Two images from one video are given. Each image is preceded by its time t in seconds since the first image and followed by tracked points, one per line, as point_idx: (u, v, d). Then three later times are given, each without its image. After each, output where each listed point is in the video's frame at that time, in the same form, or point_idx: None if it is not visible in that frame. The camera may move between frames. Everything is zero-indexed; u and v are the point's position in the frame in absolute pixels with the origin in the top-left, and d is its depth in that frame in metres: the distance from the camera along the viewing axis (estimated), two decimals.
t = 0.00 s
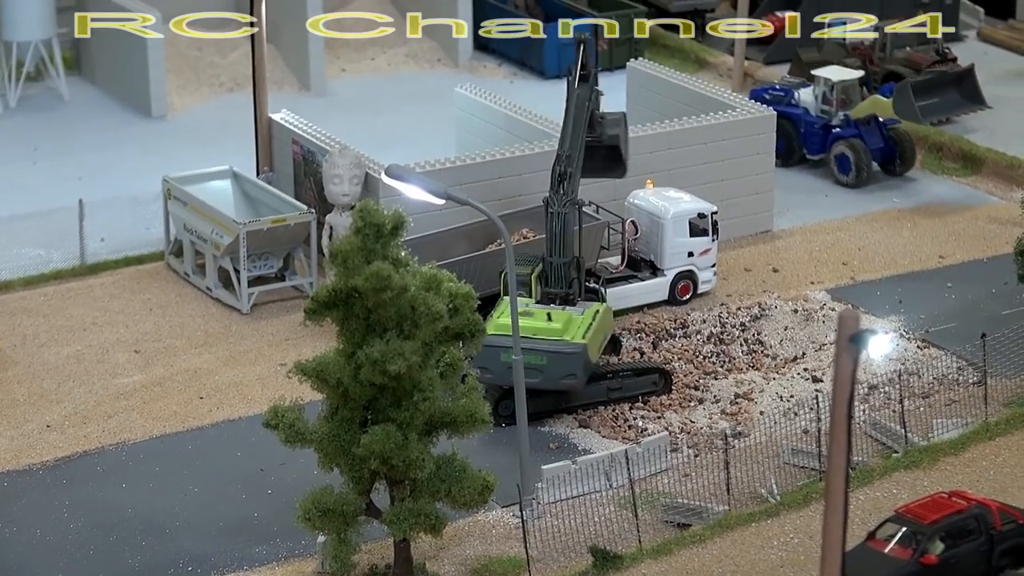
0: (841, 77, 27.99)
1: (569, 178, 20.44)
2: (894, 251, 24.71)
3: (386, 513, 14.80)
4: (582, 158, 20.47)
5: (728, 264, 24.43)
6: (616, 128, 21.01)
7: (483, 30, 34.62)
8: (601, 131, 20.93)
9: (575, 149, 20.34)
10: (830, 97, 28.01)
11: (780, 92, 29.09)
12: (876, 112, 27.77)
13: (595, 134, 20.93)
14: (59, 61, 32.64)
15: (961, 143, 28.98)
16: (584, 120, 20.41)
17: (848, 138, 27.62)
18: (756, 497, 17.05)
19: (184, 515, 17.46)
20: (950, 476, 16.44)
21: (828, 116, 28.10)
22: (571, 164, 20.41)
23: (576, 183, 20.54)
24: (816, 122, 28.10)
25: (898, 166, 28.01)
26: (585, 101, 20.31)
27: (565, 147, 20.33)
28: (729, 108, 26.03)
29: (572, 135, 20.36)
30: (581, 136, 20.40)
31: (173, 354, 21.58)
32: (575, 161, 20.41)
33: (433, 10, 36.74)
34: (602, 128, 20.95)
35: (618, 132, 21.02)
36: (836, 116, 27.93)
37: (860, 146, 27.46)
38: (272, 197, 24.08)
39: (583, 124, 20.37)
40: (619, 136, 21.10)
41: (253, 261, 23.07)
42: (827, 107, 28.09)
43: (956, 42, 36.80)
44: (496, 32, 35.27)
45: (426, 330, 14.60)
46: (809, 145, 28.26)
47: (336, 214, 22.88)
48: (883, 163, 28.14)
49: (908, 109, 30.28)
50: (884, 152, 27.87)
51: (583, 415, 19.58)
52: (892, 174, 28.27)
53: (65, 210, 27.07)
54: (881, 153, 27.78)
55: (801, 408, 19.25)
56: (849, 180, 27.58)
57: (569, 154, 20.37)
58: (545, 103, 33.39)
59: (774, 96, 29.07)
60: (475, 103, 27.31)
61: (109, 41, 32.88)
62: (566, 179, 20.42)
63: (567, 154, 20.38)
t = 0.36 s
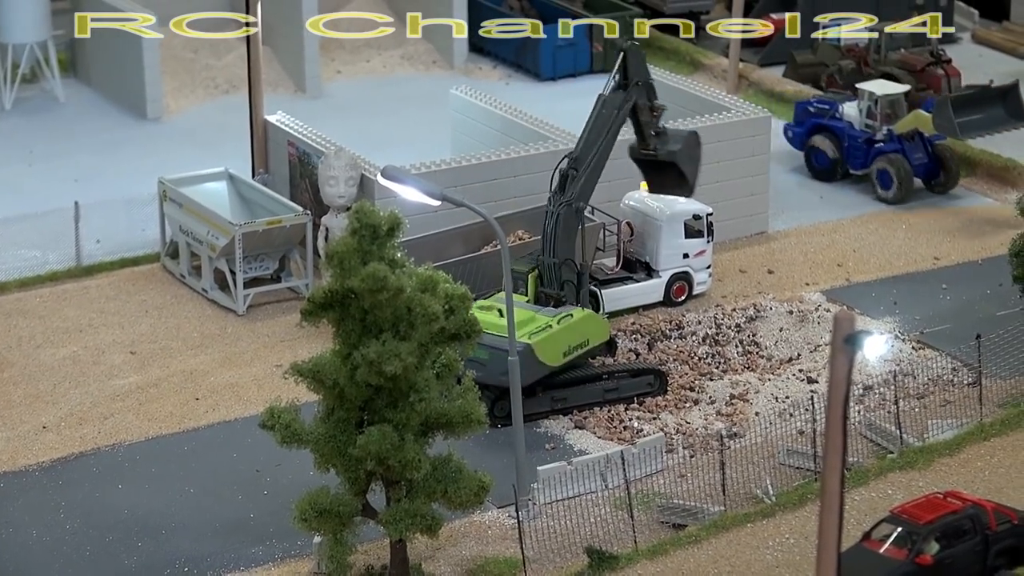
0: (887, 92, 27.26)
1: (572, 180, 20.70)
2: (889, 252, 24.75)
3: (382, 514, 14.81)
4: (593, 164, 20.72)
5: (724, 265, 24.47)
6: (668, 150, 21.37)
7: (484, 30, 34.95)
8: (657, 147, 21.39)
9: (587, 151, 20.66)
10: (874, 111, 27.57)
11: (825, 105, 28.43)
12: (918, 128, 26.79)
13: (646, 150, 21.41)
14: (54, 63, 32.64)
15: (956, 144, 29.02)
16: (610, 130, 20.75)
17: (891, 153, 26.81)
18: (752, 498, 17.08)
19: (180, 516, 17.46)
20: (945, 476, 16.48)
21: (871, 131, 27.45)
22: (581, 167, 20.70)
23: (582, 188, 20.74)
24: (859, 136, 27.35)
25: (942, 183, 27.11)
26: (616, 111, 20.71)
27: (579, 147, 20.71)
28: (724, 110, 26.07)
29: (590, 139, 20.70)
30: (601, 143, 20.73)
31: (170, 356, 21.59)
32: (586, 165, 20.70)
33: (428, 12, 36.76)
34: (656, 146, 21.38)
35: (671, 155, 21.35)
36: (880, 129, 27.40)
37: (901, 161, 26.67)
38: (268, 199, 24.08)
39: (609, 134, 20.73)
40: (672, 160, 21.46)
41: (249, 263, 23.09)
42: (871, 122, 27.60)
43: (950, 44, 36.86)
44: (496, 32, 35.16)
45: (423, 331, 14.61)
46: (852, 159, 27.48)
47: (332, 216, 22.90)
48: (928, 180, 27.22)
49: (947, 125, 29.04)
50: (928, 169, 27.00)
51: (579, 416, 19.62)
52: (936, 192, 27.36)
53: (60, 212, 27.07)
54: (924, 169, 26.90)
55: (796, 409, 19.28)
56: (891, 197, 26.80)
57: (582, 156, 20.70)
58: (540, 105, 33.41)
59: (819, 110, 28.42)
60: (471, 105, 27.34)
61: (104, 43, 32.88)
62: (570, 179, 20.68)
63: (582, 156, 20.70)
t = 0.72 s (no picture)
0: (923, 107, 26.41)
1: (584, 186, 20.59)
2: (876, 256, 24.85)
3: (371, 517, 14.84)
4: (609, 177, 20.61)
5: (712, 269, 24.55)
6: (711, 203, 20.70)
7: (481, 31, 34.89)
8: (700, 196, 20.72)
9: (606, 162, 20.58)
10: (910, 128, 26.58)
11: (861, 122, 27.63)
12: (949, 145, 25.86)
13: (690, 201, 20.78)
14: (43, 68, 32.64)
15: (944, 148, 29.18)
16: (639, 152, 20.66)
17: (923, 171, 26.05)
18: (739, 501, 17.15)
19: (169, 520, 17.48)
20: (931, 479, 16.54)
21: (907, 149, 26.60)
22: (597, 176, 20.62)
23: (592, 197, 20.56)
24: (894, 153, 26.62)
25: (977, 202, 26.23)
26: (651, 137, 20.63)
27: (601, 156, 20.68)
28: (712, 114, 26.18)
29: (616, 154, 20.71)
30: (624, 160, 20.65)
31: (159, 360, 21.61)
32: (602, 176, 20.61)
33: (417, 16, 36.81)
34: (698, 198, 20.72)
35: (712, 207, 20.71)
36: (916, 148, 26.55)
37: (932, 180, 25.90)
38: (257, 203, 24.14)
39: (636, 154, 20.65)
40: (714, 213, 20.79)
41: (238, 267, 23.12)
42: (907, 138, 26.67)
43: (938, 48, 37.00)
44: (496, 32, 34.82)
45: (411, 335, 14.64)
46: (887, 177, 26.80)
47: (321, 220, 22.95)
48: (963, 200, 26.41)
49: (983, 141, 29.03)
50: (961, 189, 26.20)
51: (566, 419, 19.69)
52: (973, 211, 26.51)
53: (49, 216, 27.07)
54: (955, 188, 26.02)
55: (784, 412, 19.35)
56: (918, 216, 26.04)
57: (602, 167, 20.67)
58: (529, 110, 33.47)
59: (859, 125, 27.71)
60: (459, 109, 27.40)
61: (94, 47, 32.88)
62: (582, 184, 20.58)
63: (601, 166, 20.65)
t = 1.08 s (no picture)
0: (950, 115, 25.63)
1: (585, 186, 20.85)
2: (855, 249, 24.93)
3: (350, 507, 14.86)
4: (610, 184, 20.95)
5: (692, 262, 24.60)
6: (707, 235, 21.77)
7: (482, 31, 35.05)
8: (697, 228, 21.79)
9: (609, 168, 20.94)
10: (933, 136, 25.70)
11: (890, 129, 26.81)
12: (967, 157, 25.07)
13: (687, 232, 21.85)
14: (23, 64, 32.55)
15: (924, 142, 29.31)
16: (643, 168, 21.15)
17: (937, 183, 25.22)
18: (718, 490, 17.21)
19: (148, 511, 17.46)
20: (910, 468, 16.56)
21: (928, 158, 25.75)
22: (599, 181, 20.96)
23: (591, 198, 20.82)
24: (915, 162, 25.82)
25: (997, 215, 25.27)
26: (656, 157, 21.24)
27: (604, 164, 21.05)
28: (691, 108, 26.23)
29: (620, 167, 21.16)
30: (627, 172, 21.09)
31: (139, 353, 21.57)
32: (603, 182, 20.95)
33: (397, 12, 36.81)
34: (695, 229, 21.78)
35: (708, 239, 21.78)
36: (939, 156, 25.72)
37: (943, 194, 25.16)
38: (236, 197, 24.13)
39: (640, 169, 21.11)
40: (708, 246, 21.85)
41: (218, 261, 23.10)
42: (929, 146, 25.78)
43: (918, 43, 37.13)
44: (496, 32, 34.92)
45: (390, 326, 14.65)
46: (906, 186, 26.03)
47: (300, 213, 22.93)
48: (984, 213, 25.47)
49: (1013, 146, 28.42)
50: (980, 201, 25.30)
51: (546, 411, 19.73)
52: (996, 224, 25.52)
53: (30, 212, 27.00)
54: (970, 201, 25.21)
55: (763, 403, 19.42)
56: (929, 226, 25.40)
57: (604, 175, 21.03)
58: (510, 105, 33.51)
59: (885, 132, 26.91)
60: (439, 104, 27.40)
61: (74, 44, 32.79)
62: (583, 184, 20.85)
63: (604, 171, 21.00)
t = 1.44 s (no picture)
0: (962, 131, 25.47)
1: (582, 199, 20.80)
2: (833, 245, 24.97)
3: (328, 503, 14.84)
4: (605, 201, 20.93)
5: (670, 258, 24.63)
6: (693, 278, 21.38)
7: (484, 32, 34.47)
8: (683, 270, 21.45)
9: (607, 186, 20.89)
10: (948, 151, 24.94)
11: (908, 139, 25.95)
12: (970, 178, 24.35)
13: (673, 274, 21.51)
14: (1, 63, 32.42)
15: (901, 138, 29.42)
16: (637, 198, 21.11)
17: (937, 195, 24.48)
18: (696, 485, 17.24)
19: (127, 509, 17.40)
20: (887, 462, 16.57)
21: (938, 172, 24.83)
22: (596, 196, 20.93)
23: (586, 208, 20.79)
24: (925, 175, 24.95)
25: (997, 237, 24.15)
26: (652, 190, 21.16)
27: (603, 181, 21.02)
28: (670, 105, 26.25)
29: (616, 192, 21.11)
30: (622, 197, 21.05)
31: (118, 351, 21.49)
32: (599, 198, 20.92)
33: (376, 10, 36.77)
34: (682, 271, 21.45)
35: (693, 281, 21.36)
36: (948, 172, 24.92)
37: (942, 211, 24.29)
38: (215, 195, 24.06)
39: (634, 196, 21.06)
40: (693, 289, 21.41)
41: (196, 258, 23.04)
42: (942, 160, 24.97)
43: (896, 40, 37.24)
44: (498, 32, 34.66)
45: (367, 321, 14.63)
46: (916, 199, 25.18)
47: (278, 210, 22.88)
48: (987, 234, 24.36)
49: None
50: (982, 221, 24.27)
51: (525, 407, 19.74)
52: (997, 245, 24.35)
53: (7, 210, 26.89)
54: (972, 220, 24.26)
55: (741, 398, 19.46)
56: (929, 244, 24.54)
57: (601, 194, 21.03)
58: (489, 103, 33.49)
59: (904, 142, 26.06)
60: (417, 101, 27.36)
61: (53, 42, 32.69)
62: (581, 194, 20.80)
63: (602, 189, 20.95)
